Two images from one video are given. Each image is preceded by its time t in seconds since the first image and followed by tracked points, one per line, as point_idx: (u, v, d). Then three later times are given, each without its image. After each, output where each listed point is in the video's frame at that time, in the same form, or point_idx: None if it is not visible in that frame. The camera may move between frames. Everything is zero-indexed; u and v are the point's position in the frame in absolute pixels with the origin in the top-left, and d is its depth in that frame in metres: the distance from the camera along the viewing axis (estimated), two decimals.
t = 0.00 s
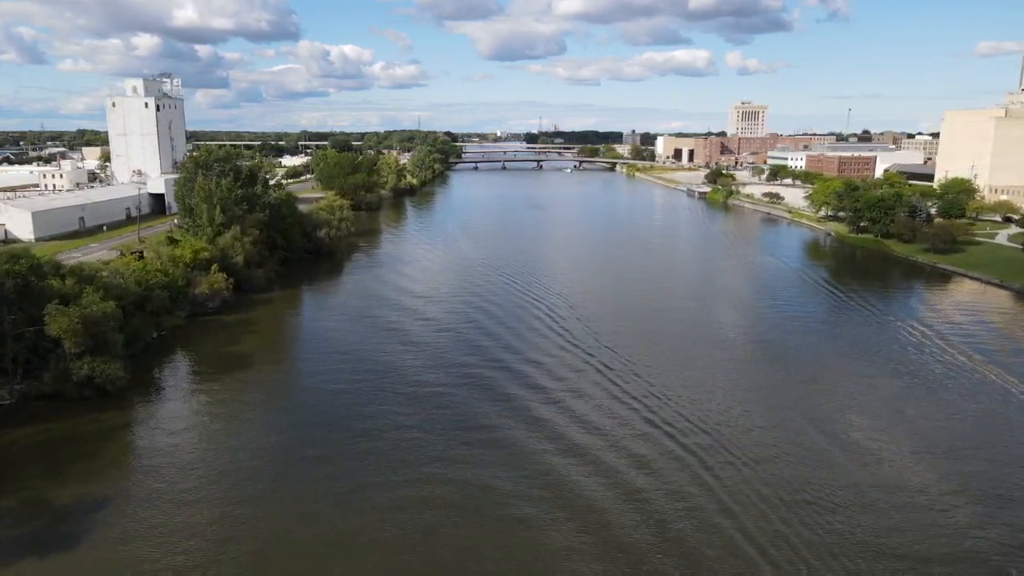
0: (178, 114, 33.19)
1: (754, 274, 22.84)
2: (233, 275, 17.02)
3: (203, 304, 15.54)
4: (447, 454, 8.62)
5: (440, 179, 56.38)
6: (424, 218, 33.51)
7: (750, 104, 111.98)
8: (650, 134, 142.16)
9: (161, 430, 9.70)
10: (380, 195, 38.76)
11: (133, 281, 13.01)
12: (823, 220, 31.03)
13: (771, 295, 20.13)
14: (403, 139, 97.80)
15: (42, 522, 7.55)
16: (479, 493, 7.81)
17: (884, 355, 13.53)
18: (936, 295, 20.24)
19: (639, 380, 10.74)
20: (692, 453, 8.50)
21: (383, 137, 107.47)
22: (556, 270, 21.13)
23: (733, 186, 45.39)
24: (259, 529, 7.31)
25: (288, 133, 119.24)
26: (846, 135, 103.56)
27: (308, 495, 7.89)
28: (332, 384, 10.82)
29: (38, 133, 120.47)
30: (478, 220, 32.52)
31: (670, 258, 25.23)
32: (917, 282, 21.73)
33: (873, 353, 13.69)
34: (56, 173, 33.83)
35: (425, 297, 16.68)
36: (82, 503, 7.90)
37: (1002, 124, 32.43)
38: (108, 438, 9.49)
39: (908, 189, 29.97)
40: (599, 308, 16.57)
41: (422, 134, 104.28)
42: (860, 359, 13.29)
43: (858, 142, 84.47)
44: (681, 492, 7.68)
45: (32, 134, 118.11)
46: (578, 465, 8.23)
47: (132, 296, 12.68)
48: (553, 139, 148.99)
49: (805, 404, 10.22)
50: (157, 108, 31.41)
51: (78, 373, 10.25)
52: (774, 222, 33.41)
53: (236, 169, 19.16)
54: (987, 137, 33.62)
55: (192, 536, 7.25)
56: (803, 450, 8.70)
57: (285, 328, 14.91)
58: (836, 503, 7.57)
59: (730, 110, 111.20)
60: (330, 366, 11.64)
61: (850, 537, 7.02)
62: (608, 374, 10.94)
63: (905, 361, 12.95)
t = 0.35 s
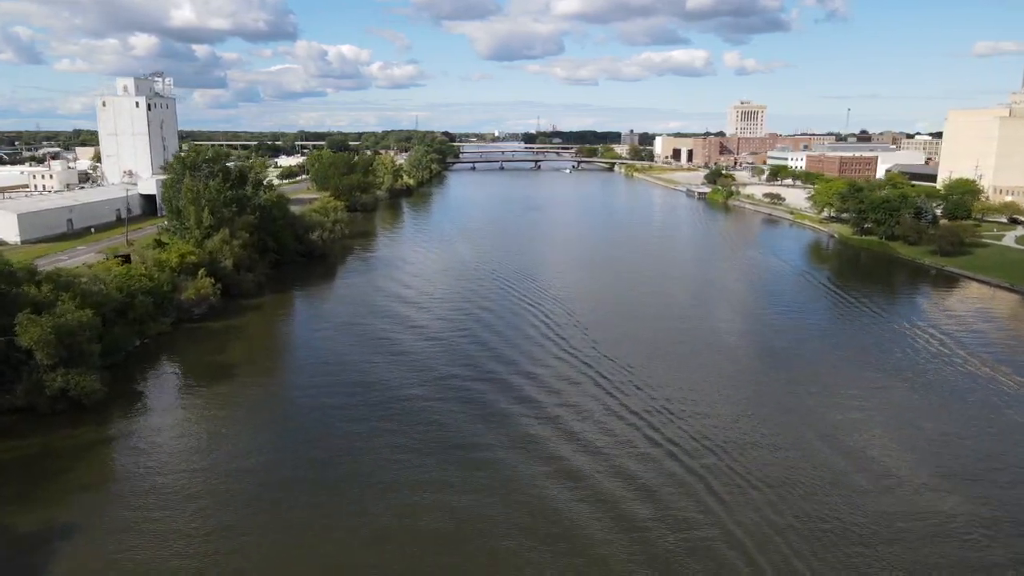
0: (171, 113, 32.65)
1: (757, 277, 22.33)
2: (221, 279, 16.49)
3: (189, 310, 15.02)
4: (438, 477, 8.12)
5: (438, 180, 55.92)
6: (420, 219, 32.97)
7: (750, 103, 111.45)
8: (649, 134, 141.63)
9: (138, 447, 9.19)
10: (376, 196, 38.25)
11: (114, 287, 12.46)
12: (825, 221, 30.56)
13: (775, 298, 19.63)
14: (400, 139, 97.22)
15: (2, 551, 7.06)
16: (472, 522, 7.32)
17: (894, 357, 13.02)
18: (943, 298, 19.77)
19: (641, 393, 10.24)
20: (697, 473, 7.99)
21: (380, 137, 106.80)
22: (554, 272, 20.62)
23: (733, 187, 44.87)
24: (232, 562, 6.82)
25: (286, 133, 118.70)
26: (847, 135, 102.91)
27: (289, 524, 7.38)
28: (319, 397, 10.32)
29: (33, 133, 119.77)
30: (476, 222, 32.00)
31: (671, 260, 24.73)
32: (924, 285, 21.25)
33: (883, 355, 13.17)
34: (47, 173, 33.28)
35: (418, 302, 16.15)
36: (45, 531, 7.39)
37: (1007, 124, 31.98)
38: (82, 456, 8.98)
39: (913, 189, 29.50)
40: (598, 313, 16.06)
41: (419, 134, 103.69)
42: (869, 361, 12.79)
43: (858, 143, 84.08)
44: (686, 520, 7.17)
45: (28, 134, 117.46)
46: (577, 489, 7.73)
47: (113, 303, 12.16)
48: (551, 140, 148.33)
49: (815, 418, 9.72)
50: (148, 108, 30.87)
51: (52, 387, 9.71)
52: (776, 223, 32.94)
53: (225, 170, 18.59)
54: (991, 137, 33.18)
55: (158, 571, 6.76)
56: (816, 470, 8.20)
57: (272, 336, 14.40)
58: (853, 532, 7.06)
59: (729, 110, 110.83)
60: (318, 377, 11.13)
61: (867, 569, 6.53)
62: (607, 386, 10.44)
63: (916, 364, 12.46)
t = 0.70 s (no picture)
0: (162, 113, 32.10)
1: (760, 279, 21.83)
2: (209, 284, 15.98)
3: (175, 316, 14.50)
4: (429, 502, 7.62)
5: (435, 180, 55.39)
6: (417, 220, 32.46)
7: (749, 103, 110.97)
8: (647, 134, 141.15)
9: (113, 466, 8.69)
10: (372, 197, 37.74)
11: (93, 293, 11.94)
12: (828, 223, 30.09)
13: (778, 301, 19.13)
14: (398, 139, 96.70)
15: None
16: (462, 553, 6.84)
17: (906, 363, 12.52)
18: (951, 302, 19.29)
19: (643, 406, 9.75)
20: (704, 497, 7.51)
21: (377, 137, 106.38)
22: (552, 275, 20.11)
23: (733, 188, 44.41)
24: None
25: (283, 133, 118.02)
26: (846, 135, 102.44)
27: (267, 555, 6.89)
28: (305, 412, 9.82)
29: (28, 134, 119.03)
30: (473, 223, 31.50)
31: (671, 262, 24.24)
32: (930, 288, 20.78)
33: (895, 361, 12.69)
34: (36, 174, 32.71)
35: (412, 307, 15.63)
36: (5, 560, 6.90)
37: (1012, 124, 31.53)
38: (52, 475, 8.47)
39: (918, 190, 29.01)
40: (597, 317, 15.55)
41: (417, 134, 103.29)
42: (880, 368, 12.29)
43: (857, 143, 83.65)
44: (692, 552, 6.68)
45: (23, 134, 116.80)
46: (576, 516, 7.24)
47: (93, 311, 11.65)
48: (550, 140, 148.02)
49: (828, 432, 9.23)
50: (139, 107, 30.31)
51: (22, 400, 9.20)
52: (777, 224, 32.49)
53: (214, 171, 18.04)
54: (996, 137, 32.72)
55: None
56: (831, 493, 7.71)
57: (259, 343, 13.89)
58: (872, 565, 6.58)
59: (728, 109, 110.62)
60: (306, 390, 10.63)
61: None
62: (607, 399, 9.96)
63: (930, 371, 11.96)
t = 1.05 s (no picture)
0: (155, 112, 31.55)
1: (765, 282, 21.31)
2: (197, 289, 15.46)
3: (160, 323, 13.98)
4: (415, 535, 7.09)
5: (432, 181, 54.85)
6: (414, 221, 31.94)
7: (749, 103, 110.52)
8: (648, 134, 140.93)
9: (82, 489, 8.15)
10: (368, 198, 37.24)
11: (71, 300, 11.43)
12: (832, 224, 29.60)
13: (784, 304, 18.60)
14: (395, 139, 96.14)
15: None
16: None
17: (921, 371, 11.99)
18: (961, 305, 18.79)
19: (646, 421, 9.23)
20: (711, 526, 7.00)
21: (375, 137, 105.69)
22: (552, 278, 19.59)
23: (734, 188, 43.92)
24: None
25: (281, 133, 117.47)
26: (846, 135, 102.07)
27: None
28: (290, 429, 9.32)
29: (25, 133, 118.37)
30: (471, 224, 30.97)
31: (673, 263, 23.74)
32: (939, 291, 20.28)
33: (907, 367, 12.16)
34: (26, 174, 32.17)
35: (406, 312, 15.11)
36: None
37: (1018, 124, 31.04)
38: (17, 499, 7.94)
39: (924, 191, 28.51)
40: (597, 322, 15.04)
41: (415, 134, 102.85)
42: (893, 375, 11.73)
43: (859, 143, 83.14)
44: None
45: (19, 134, 116.15)
46: (574, 551, 6.72)
47: (71, 319, 11.14)
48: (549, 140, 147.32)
49: (841, 450, 8.70)
50: (130, 106, 29.76)
51: None
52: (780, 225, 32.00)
53: (202, 172, 17.50)
54: (1002, 137, 32.23)
55: None
56: (846, 520, 7.19)
57: (247, 350, 13.38)
58: None
59: (729, 109, 110.09)
60: (292, 404, 10.09)
61: None
62: (607, 414, 9.44)
63: (946, 382, 11.42)
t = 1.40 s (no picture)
0: (148, 111, 31.03)
1: (771, 284, 20.78)
2: (185, 294, 14.95)
3: (146, 330, 13.48)
4: (402, 570, 6.57)
5: (431, 181, 54.33)
6: (412, 223, 31.44)
7: (750, 103, 109.91)
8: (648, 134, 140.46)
9: (50, 514, 7.63)
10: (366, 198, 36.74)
11: (49, 307, 10.95)
12: (837, 226, 29.10)
13: (791, 307, 18.06)
14: (394, 139, 95.67)
15: None
16: None
17: (938, 382, 11.45)
18: (973, 309, 18.28)
19: (651, 439, 8.72)
20: (721, 560, 6.50)
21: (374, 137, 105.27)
22: (551, 280, 19.08)
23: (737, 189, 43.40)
24: None
25: (279, 134, 116.84)
26: (847, 135, 101.67)
27: None
28: (274, 446, 8.83)
29: (22, 134, 117.80)
30: (471, 225, 30.47)
31: (676, 265, 23.24)
32: (949, 294, 19.75)
33: (923, 377, 11.62)
34: (17, 175, 31.65)
35: (402, 318, 14.60)
36: None
37: None
38: None
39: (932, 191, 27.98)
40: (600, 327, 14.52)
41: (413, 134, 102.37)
42: (909, 386, 11.19)
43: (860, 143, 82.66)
44: None
45: (17, 134, 115.66)
46: None
47: (48, 328, 10.66)
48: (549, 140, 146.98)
49: (859, 471, 8.17)
50: (123, 106, 29.25)
51: None
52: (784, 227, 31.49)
53: (192, 173, 16.96)
54: (1010, 137, 31.70)
55: None
56: (866, 553, 6.69)
57: (234, 357, 12.88)
58: None
59: (730, 109, 109.61)
60: (277, 419, 9.56)
61: None
62: (609, 430, 8.93)
63: (964, 394, 10.89)
